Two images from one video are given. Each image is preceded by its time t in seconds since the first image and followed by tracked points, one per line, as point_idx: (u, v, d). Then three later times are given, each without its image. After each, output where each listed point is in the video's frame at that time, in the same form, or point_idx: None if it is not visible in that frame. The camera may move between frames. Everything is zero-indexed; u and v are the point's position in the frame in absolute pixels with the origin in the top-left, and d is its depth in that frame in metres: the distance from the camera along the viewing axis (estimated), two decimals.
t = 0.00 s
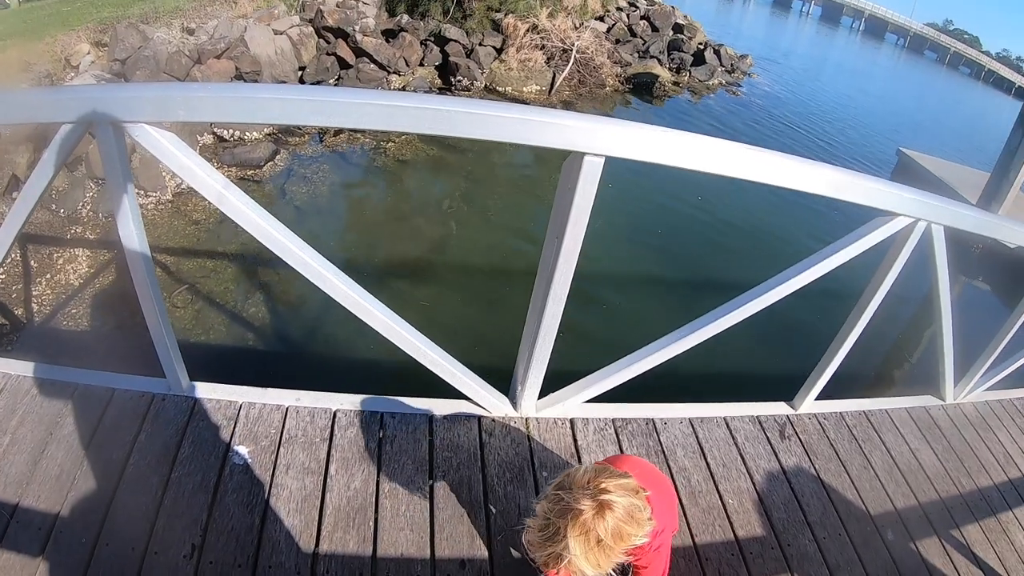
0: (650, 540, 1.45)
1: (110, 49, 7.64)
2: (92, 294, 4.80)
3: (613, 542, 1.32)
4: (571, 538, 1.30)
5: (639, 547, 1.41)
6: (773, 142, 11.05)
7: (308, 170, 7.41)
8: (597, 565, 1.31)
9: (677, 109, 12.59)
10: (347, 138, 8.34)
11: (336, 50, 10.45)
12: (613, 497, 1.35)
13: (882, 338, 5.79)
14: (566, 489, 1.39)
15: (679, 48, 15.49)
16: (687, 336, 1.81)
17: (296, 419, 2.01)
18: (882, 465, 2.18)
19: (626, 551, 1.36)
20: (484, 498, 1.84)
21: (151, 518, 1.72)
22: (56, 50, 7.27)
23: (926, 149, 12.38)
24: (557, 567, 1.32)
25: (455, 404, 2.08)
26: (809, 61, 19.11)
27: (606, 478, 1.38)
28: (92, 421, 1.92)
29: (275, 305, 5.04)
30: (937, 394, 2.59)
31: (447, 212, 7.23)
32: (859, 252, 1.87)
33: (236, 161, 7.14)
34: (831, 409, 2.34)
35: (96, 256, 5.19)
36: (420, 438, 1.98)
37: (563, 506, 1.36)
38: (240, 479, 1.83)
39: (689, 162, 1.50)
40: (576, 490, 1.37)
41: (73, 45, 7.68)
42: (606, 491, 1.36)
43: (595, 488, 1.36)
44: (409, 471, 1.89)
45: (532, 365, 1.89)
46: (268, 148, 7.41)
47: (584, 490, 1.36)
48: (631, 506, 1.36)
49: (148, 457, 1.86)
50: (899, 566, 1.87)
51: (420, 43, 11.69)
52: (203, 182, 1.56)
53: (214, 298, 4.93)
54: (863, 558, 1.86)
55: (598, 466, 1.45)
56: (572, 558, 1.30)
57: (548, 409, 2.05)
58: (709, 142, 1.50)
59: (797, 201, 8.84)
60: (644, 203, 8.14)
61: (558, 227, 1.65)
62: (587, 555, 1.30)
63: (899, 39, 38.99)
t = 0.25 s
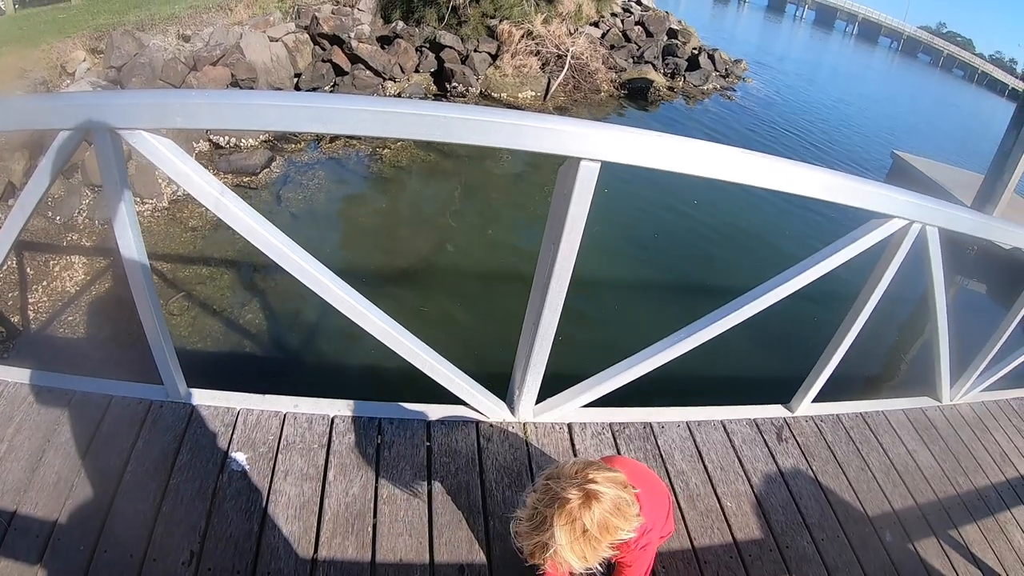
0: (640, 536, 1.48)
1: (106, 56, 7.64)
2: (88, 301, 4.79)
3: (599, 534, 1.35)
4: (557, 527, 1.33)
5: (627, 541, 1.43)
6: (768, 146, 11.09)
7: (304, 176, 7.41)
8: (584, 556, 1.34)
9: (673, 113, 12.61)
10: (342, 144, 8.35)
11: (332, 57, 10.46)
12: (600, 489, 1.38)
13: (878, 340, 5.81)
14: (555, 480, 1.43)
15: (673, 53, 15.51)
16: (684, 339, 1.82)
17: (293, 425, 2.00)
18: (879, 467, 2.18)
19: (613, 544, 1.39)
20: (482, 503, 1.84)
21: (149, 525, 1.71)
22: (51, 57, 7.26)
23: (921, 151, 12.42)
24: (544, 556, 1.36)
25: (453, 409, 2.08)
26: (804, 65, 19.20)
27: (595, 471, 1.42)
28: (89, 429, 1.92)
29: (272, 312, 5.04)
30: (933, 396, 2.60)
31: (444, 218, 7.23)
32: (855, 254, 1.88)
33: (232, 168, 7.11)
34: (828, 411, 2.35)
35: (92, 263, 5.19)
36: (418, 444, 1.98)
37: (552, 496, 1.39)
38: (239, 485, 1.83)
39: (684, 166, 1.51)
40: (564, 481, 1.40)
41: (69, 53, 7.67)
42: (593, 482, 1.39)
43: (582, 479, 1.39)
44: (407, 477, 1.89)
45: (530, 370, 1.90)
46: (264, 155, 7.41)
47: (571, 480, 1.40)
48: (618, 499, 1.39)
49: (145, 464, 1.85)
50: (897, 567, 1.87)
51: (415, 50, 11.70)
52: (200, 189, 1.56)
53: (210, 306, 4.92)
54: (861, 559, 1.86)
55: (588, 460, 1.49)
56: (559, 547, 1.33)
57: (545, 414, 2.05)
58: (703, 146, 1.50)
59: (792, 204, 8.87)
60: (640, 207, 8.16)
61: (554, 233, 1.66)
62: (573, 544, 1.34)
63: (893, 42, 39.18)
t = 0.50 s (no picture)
0: (630, 539, 1.48)
1: (105, 61, 7.64)
2: (87, 306, 4.79)
3: (589, 536, 1.36)
4: (547, 528, 1.34)
5: (617, 544, 1.43)
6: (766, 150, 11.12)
7: (303, 182, 7.41)
8: (574, 557, 1.35)
9: (670, 118, 12.64)
10: (341, 150, 8.36)
11: (330, 63, 10.49)
12: (590, 492, 1.38)
13: (877, 343, 5.82)
14: (545, 481, 1.44)
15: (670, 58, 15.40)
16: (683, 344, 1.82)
17: (293, 431, 2.00)
18: (879, 470, 2.19)
19: (603, 546, 1.40)
20: (482, 509, 1.84)
21: (148, 531, 1.71)
22: (50, 62, 7.26)
23: (918, 155, 12.46)
24: (534, 556, 1.37)
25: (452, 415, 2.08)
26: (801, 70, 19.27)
27: (586, 473, 1.42)
28: (89, 434, 1.92)
29: (271, 317, 5.03)
30: (932, 398, 2.61)
31: (442, 223, 7.24)
32: (852, 258, 1.88)
33: (231, 174, 7.15)
34: (827, 415, 2.35)
35: (90, 268, 5.19)
36: (418, 449, 1.98)
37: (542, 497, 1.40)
38: (238, 491, 1.83)
39: (683, 171, 1.51)
40: (555, 483, 1.41)
41: (67, 58, 7.68)
42: (583, 484, 1.40)
43: (573, 481, 1.40)
44: (407, 482, 1.89)
45: (529, 375, 1.90)
46: (263, 160, 7.42)
47: (562, 482, 1.40)
48: (608, 502, 1.40)
49: (145, 470, 1.85)
50: (897, 569, 1.87)
51: (413, 55, 11.73)
52: (200, 196, 1.57)
53: (208, 311, 4.92)
54: (861, 562, 1.86)
55: (580, 463, 1.50)
56: (548, 548, 1.34)
57: (544, 419, 2.05)
58: (701, 151, 1.51)
59: (790, 208, 8.90)
60: (638, 212, 8.18)
61: (553, 238, 1.66)
62: (562, 546, 1.34)
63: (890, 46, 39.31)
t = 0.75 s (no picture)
0: (629, 543, 1.48)
1: (105, 65, 7.65)
2: (86, 309, 4.79)
3: (588, 540, 1.35)
4: (545, 532, 1.34)
5: (617, 548, 1.43)
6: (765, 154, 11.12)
7: (303, 186, 7.41)
8: (573, 562, 1.35)
9: (669, 122, 12.65)
10: (341, 154, 8.36)
11: (330, 66, 10.49)
12: (589, 496, 1.38)
13: (877, 346, 5.82)
14: (544, 485, 1.44)
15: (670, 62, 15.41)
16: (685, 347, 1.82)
17: (294, 435, 2.00)
18: (879, 473, 2.19)
19: (602, 551, 1.39)
20: (483, 513, 1.84)
21: (148, 535, 1.71)
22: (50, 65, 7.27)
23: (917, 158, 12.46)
24: (532, 560, 1.37)
25: (453, 419, 2.08)
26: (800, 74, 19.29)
27: (585, 477, 1.42)
28: (89, 438, 1.92)
29: (270, 321, 5.03)
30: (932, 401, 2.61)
31: (442, 227, 7.24)
32: (853, 261, 1.89)
33: (231, 177, 7.14)
34: (827, 418, 2.35)
35: (90, 271, 5.19)
36: (419, 453, 1.98)
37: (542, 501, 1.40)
38: (239, 495, 1.83)
39: (683, 175, 1.52)
40: (554, 486, 1.41)
41: (68, 61, 7.68)
42: (582, 488, 1.40)
43: (572, 485, 1.40)
44: (408, 486, 1.89)
45: (530, 378, 1.90)
46: (263, 164, 7.42)
47: (560, 486, 1.40)
48: (607, 506, 1.40)
49: (145, 474, 1.85)
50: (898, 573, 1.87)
51: (413, 59, 11.73)
52: (201, 198, 1.56)
53: (208, 314, 4.92)
54: (863, 565, 1.86)
55: (580, 466, 1.49)
56: (547, 552, 1.34)
57: (545, 423, 2.05)
58: (702, 155, 1.51)
59: (789, 211, 8.91)
60: (637, 215, 8.18)
61: (554, 242, 1.66)
62: (561, 550, 1.34)
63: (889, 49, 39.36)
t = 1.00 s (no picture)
0: (630, 549, 1.48)
1: (108, 66, 7.66)
2: (88, 309, 4.80)
3: (589, 546, 1.35)
4: (546, 537, 1.34)
5: (618, 553, 1.43)
6: (767, 157, 11.13)
7: (304, 187, 7.41)
8: (573, 567, 1.34)
9: (671, 124, 12.66)
10: (343, 155, 8.36)
11: (333, 68, 10.50)
12: (591, 501, 1.38)
13: (878, 349, 5.82)
14: (546, 490, 1.44)
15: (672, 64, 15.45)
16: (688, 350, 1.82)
17: (296, 436, 2.00)
18: (881, 476, 2.18)
19: (603, 556, 1.39)
20: (485, 515, 1.84)
21: (150, 536, 1.71)
22: (53, 66, 7.29)
23: (919, 161, 12.46)
24: (533, 565, 1.38)
25: (455, 421, 2.08)
26: (802, 76, 19.29)
27: (586, 483, 1.42)
28: (90, 439, 1.92)
29: (272, 322, 5.03)
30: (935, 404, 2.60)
31: (444, 229, 7.24)
32: (856, 264, 1.88)
33: (233, 179, 7.15)
34: (829, 421, 2.35)
35: (92, 272, 5.20)
36: (421, 455, 1.98)
37: (543, 506, 1.40)
38: (241, 496, 1.83)
39: (688, 178, 1.52)
40: (556, 492, 1.41)
41: (70, 62, 7.69)
42: (584, 494, 1.39)
43: (573, 490, 1.40)
44: (410, 488, 1.89)
45: (533, 381, 1.90)
46: (265, 165, 7.42)
47: (562, 491, 1.40)
48: (608, 512, 1.40)
49: (147, 475, 1.85)
50: None
51: (416, 61, 11.73)
52: (204, 199, 1.56)
53: (209, 315, 4.92)
54: (865, 569, 1.86)
55: (582, 471, 1.49)
56: (548, 557, 1.34)
57: (548, 425, 2.05)
58: (706, 158, 1.51)
59: (790, 214, 8.91)
60: (638, 218, 8.19)
61: (558, 245, 1.66)
62: (562, 555, 1.34)
63: (890, 53, 39.37)
